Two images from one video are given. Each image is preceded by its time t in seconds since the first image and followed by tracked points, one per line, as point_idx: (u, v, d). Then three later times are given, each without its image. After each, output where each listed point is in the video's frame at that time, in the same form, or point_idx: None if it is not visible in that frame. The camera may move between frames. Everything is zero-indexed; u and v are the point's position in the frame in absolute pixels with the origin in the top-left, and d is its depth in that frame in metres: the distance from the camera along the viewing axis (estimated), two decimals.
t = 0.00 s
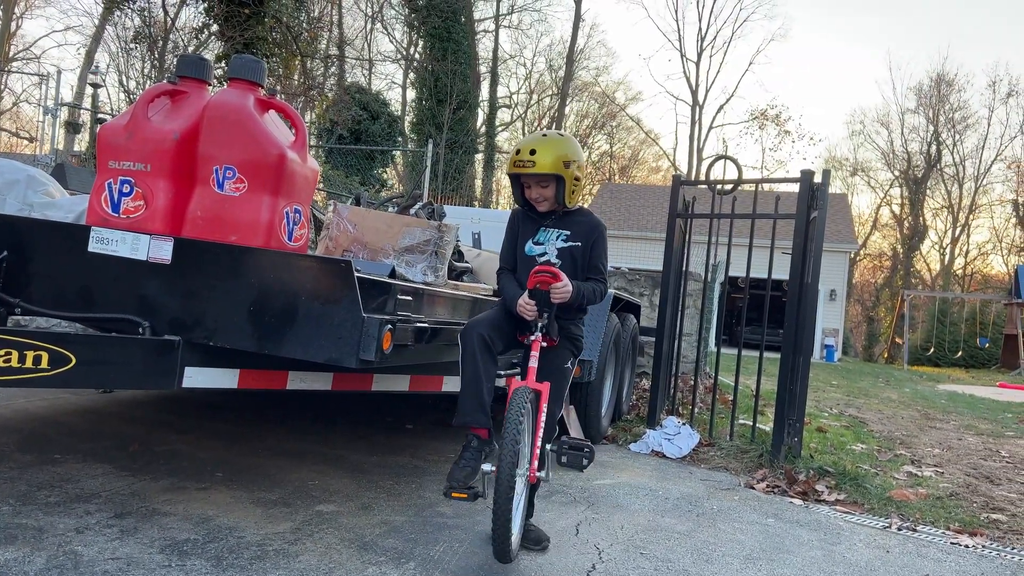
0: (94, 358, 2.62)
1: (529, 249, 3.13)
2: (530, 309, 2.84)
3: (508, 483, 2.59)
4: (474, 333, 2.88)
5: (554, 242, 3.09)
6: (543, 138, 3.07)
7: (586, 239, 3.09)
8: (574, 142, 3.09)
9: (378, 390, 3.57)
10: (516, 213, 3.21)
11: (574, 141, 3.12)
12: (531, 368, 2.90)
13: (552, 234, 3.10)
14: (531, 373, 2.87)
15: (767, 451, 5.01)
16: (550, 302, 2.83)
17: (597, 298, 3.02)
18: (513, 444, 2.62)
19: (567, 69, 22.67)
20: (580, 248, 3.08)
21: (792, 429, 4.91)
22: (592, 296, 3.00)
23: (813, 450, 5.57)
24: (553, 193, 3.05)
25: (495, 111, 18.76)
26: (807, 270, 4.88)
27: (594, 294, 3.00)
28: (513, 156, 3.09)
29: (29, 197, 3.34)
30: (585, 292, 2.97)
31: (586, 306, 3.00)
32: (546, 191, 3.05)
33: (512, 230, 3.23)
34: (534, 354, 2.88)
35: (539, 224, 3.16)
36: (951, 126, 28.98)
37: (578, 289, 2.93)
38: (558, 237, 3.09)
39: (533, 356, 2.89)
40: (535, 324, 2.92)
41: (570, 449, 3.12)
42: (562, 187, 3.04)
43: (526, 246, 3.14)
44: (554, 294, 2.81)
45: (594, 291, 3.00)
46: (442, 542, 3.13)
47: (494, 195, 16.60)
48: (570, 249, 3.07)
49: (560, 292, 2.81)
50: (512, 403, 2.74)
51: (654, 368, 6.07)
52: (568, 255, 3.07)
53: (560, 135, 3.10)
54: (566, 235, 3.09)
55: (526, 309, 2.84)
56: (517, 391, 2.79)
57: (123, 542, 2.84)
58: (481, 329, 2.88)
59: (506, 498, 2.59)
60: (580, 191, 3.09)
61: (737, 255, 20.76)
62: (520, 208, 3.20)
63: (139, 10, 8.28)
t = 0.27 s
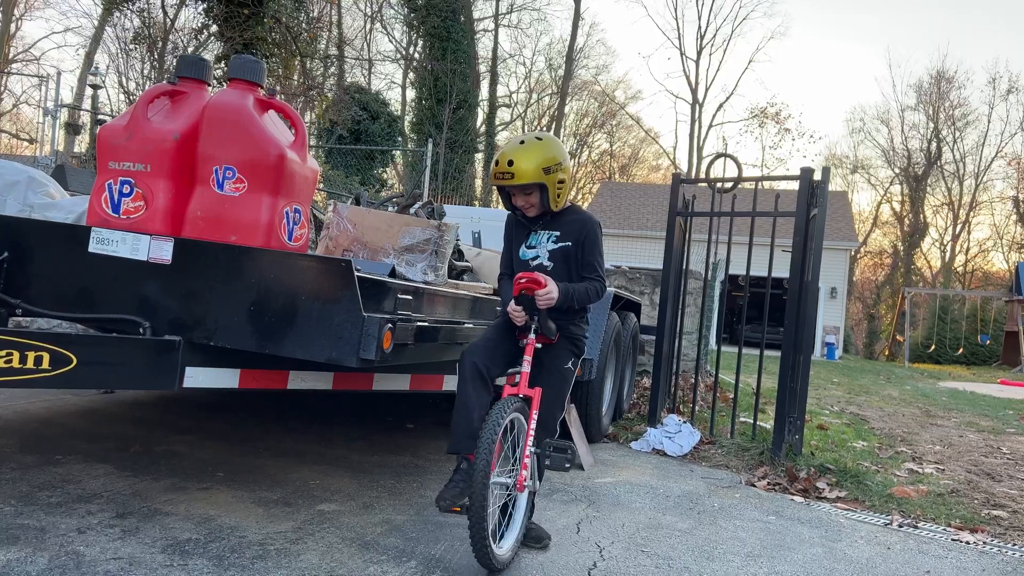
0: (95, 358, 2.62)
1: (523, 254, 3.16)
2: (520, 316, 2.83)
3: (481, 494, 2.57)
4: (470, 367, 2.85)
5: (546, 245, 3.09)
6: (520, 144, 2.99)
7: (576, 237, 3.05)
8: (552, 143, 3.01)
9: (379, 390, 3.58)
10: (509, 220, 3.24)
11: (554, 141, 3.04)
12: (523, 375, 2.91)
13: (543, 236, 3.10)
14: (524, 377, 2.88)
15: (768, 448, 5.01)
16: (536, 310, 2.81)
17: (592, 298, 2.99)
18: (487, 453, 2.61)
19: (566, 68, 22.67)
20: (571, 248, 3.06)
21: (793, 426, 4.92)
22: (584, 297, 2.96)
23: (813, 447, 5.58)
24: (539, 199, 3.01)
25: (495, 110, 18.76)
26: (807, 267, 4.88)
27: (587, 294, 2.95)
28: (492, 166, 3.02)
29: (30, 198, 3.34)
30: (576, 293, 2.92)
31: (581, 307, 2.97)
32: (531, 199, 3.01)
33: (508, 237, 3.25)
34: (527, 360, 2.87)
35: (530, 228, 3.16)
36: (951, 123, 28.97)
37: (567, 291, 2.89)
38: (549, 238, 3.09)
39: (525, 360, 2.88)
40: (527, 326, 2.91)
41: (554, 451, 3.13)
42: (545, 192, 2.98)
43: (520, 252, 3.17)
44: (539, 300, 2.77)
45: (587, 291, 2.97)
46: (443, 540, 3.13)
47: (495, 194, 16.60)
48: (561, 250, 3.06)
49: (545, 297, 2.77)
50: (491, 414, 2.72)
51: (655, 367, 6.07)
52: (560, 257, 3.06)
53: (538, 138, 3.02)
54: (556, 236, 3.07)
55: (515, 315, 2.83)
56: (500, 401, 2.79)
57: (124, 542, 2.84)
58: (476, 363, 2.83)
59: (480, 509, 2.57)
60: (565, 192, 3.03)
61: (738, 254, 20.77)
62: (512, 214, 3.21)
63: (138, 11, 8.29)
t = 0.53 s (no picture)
0: (100, 360, 2.62)
1: (520, 252, 3.13)
2: (511, 311, 2.88)
3: (479, 496, 2.56)
4: (476, 376, 2.89)
5: (542, 242, 3.07)
6: (510, 144, 2.97)
7: (572, 232, 3.03)
8: (544, 143, 2.98)
9: (383, 389, 3.58)
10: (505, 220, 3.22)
11: (544, 140, 3.01)
12: (520, 368, 2.89)
13: (539, 233, 3.09)
14: (521, 373, 2.89)
15: (772, 446, 5.01)
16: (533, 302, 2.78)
17: (584, 291, 2.92)
18: (484, 454, 2.59)
19: (568, 66, 22.64)
20: (567, 243, 3.04)
21: (798, 423, 4.91)
22: (576, 290, 2.89)
23: (818, 444, 5.57)
24: (531, 198, 3.00)
25: (497, 109, 18.75)
26: (811, 264, 4.87)
27: (579, 288, 2.90)
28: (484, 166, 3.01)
29: (33, 201, 3.34)
30: (569, 286, 2.87)
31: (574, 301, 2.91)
32: (523, 197, 3.00)
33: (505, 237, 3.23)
34: (522, 352, 2.87)
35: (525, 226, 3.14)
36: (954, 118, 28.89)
37: (556, 283, 2.84)
38: (545, 235, 3.07)
39: (522, 355, 2.88)
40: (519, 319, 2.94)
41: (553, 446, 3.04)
42: (535, 190, 2.96)
43: (517, 250, 3.15)
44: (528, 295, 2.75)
45: (579, 285, 2.91)
46: (449, 540, 3.13)
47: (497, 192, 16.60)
48: (557, 245, 3.04)
49: (532, 293, 2.74)
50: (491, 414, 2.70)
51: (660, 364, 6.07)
52: (557, 252, 3.04)
53: (529, 136, 2.99)
54: (552, 231, 3.06)
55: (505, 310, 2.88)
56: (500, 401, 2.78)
57: (130, 544, 2.84)
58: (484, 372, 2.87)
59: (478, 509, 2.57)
60: (558, 188, 3.00)
61: (741, 250, 20.75)
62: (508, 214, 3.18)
63: (140, 12, 8.29)
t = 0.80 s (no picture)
0: (110, 362, 2.63)
1: (526, 249, 3.13)
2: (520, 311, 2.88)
3: (496, 491, 2.57)
4: (490, 376, 2.89)
5: (547, 239, 3.07)
6: (512, 138, 2.97)
7: (578, 229, 3.02)
8: (547, 137, 2.97)
9: (392, 388, 3.58)
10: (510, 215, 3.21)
11: (547, 135, 2.99)
12: (530, 365, 2.88)
13: (544, 231, 3.08)
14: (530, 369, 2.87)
15: (781, 442, 5.00)
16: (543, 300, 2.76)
17: (593, 288, 2.91)
18: (501, 450, 2.61)
19: (572, 62, 22.58)
20: (573, 241, 3.03)
21: (807, 419, 4.91)
22: (585, 287, 2.88)
23: (827, 439, 5.55)
24: (532, 193, 3.00)
25: (501, 106, 18.72)
26: (819, 259, 4.86)
27: (588, 285, 2.88)
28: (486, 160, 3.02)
29: (42, 203, 3.35)
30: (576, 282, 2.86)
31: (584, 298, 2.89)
32: (525, 193, 3.00)
33: (510, 234, 3.22)
34: (533, 349, 2.86)
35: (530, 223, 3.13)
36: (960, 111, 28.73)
37: (565, 281, 2.82)
38: (550, 232, 3.06)
39: (531, 352, 2.87)
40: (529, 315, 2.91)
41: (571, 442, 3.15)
42: (537, 186, 2.96)
43: (523, 247, 3.14)
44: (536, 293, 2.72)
45: (588, 282, 2.89)
46: (459, 538, 3.14)
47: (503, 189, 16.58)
48: (563, 243, 3.04)
49: (541, 291, 2.72)
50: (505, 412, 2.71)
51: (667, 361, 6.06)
52: (563, 250, 3.04)
53: (530, 130, 2.98)
54: (557, 229, 3.05)
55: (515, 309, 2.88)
56: (515, 399, 2.78)
57: (142, 544, 2.86)
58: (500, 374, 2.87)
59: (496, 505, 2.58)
60: (560, 185, 3.00)
61: (748, 245, 20.69)
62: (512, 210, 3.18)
63: (145, 13, 8.30)
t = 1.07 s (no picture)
0: (124, 360, 2.66)
1: (527, 241, 3.11)
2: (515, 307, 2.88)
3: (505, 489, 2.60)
4: (495, 375, 2.86)
5: (550, 233, 3.05)
6: (524, 127, 2.96)
7: (582, 225, 3.01)
8: (561, 130, 2.97)
9: (402, 384, 3.60)
10: (512, 206, 3.19)
11: (560, 128, 2.99)
12: (529, 360, 2.90)
13: (547, 224, 3.06)
14: (530, 365, 2.89)
15: (792, 437, 4.99)
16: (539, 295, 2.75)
17: (595, 284, 2.89)
18: (509, 447, 2.63)
19: (579, 58, 22.52)
20: (577, 236, 3.02)
21: (818, 414, 4.89)
22: (586, 284, 2.86)
23: (838, 434, 5.53)
24: (538, 185, 2.99)
25: (509, 103, 18.70)
26: (829, 253, 4.84)
27: (588, 281, 2.86)
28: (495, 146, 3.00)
29: (55, 203, 3.38)
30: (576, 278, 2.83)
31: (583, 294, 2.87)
32: (531, 184, 2.98)
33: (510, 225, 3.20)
34: (529, 344, 2.89)
35: (532, 215, 3.11)
36: (971, 104, 28.52)
37: (565, 276, 2.80)
38: (553, 227, 3.05)
39: (529, 347, 2.89)
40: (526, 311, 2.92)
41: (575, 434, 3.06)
42: (545, 178, 2.95)
43: (523, 238, 3.12)
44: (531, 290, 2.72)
45: (590, 278, 2.87)
46: (470, 533, 3.15)
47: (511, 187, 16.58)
48: (565, 238, 3.02)
49: (536, 287, 2.72)
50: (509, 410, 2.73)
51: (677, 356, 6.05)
52: (565, 245, 3.03)
53: (544, 120, 2.98)
54: (561, 224, 3.04)
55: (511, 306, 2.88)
56: (517, 397, 2.79)
57: (156, 540, 2.88)
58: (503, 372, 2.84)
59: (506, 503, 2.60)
60: (568, 179, 2.99)
61: (757, 241, 20.62)
62: (515, 201, 3.16)
63: (153, 13, 8.34)
